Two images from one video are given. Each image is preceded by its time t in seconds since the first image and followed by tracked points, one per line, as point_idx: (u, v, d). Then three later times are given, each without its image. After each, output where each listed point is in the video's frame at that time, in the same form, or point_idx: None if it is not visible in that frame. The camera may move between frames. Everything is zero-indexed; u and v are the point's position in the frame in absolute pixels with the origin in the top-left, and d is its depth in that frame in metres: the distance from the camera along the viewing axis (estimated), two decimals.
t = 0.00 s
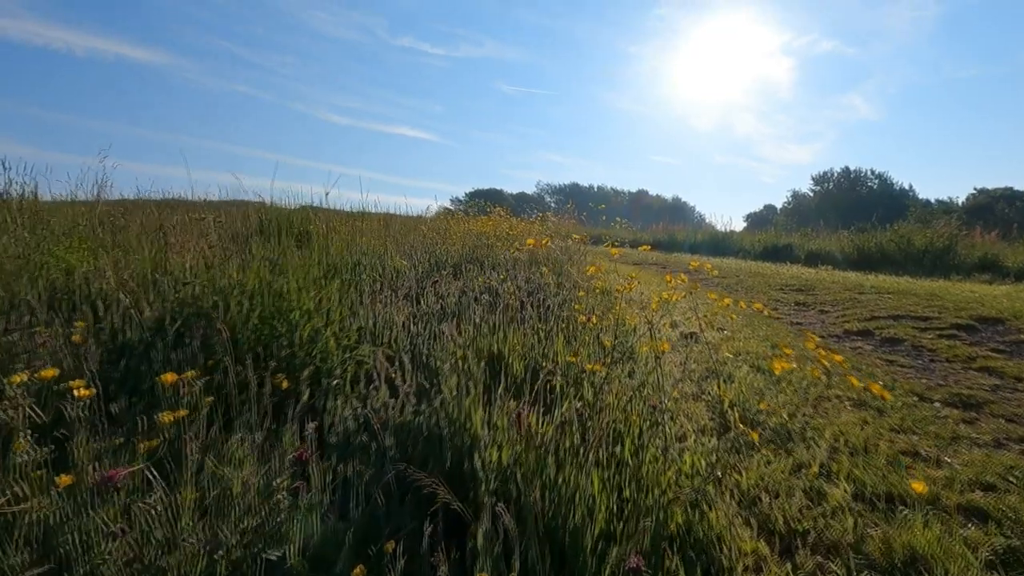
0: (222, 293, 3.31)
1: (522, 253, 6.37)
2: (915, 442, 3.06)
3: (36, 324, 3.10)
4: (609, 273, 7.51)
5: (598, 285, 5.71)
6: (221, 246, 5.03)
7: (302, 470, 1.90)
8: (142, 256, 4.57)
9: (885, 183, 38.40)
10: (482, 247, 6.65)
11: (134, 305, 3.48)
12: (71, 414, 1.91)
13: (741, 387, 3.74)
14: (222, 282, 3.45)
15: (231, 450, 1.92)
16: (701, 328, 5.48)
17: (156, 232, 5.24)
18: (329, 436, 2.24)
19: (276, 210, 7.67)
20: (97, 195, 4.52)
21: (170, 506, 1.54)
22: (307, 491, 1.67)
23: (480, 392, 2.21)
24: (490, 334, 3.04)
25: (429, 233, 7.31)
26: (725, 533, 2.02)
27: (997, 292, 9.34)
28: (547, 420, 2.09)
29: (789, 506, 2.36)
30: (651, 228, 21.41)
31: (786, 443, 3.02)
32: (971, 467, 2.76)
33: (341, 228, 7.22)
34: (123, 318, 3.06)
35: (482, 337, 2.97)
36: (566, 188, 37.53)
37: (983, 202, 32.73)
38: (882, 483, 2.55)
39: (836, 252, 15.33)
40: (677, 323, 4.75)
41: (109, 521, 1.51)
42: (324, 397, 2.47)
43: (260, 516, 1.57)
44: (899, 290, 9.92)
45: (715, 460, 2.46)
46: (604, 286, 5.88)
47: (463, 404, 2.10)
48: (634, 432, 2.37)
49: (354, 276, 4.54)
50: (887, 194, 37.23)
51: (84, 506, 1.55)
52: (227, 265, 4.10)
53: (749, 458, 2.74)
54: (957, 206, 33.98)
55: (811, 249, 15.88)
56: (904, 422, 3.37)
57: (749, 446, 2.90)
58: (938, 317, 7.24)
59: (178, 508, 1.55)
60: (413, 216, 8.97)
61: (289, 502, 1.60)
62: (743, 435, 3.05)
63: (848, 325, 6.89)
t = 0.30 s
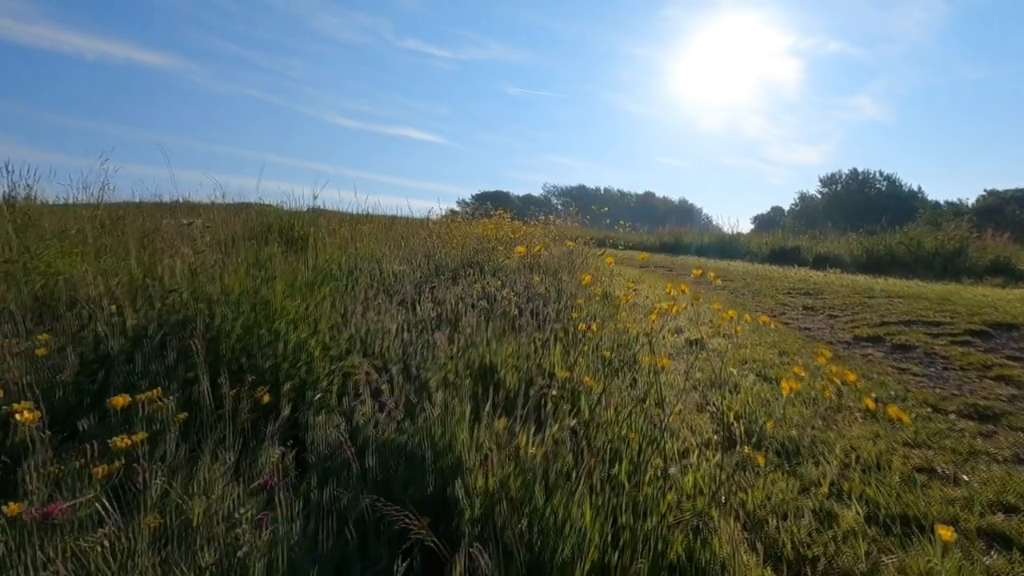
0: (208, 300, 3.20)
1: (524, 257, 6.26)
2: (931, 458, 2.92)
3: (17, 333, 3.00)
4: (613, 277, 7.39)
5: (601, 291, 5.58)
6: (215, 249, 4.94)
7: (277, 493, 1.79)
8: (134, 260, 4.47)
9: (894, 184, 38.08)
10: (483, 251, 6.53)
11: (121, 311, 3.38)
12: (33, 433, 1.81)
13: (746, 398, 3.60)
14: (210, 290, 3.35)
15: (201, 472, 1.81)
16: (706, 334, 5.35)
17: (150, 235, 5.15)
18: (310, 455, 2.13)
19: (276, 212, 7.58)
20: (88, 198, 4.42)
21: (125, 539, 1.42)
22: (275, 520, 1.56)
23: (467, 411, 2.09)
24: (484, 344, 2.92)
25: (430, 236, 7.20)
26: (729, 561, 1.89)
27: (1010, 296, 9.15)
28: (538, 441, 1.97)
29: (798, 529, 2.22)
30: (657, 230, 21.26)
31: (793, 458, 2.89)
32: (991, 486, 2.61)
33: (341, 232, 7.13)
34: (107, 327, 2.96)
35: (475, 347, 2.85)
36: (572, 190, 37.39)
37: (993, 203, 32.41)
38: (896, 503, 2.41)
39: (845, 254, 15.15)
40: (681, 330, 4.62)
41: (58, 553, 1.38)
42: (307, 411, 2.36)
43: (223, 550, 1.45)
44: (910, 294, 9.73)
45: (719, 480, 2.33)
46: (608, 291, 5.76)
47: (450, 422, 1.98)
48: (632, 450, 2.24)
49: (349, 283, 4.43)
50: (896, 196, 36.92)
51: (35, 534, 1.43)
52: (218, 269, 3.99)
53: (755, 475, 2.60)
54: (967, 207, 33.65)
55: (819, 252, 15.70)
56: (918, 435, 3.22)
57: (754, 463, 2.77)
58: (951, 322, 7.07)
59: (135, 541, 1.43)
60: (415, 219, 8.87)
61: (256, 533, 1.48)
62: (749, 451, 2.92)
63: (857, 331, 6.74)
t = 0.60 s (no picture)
0: (196, 304, 3.12)
1: (524, 261, 6.17)
2: (941, 470, 2.82)
3: None
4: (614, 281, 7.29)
5: (600, 295, 5.49)
6: (210, 253, 4.86)
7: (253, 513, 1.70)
8: (126, 264, 4.40)
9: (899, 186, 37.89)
10: (483, 254, 6.45)
11: (108, 316, 3.30)
12: None
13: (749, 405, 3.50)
14: (199, 295, 3.27)
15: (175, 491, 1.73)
16: (708, 340, 5.26)
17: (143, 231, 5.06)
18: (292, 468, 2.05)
19: (274, 214, 7.51)
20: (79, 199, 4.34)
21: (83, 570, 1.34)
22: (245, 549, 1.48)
23: (455, 424, 2.00)
24: (477, 352, 2.83)
25: (430, 239, 7.12)
26: None
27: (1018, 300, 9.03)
28: (528, 456, 1.87)
29: (803, 547, 2.12)
30: (661, 232, 21.15)
31: (797, 471, 2.79)
32: (1004, 500, 2.51)
33: (340, 236, 7.05)
34: (90, 333, 2.88)
35: (469, 355, 2.77)
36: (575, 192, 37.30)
37: (999, 206, 32.23)
38: (905, 520, 2.32)
39: (849, 257, 15.03)
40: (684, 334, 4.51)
41: None
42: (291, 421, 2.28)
43: None
44: (915, 298, 9.61)
45: (720, 496, 2.23)
46: (608, 296, 5.67)
47: (436, 437, 1.89)
48: (630, 465, 2.15)
49: (344, 288, 4.35)
50: (901, 199, 36.74)
51: None
52: (210, 273, 3.91)
53: (758, 489, 2.50)
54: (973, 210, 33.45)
55: (823, 255, 15.58)
56: (927, 445, 3.12)
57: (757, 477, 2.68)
58: (958, 327, 6.95)
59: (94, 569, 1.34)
60: (415, 222, 8.80)
61: (224, 561, 1.40)
62: (752, 463, 2.82)
63: (863, 335, 6.63)
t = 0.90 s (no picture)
0: (179, 313, 3.02)
1: (523, 267, 6.05)
2: (955, 488, 2.69)
3: None
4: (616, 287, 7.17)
5: (600, 302, 5.37)
6: (201, 259, 4.75)
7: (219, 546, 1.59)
8: (115, 270, 4.29)
9: (903, 190, 37.69)
10: (482, 259, 6.33)
11: (89, 325, 3.19)
12: None
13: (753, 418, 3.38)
14: (184, 303, 3.16)
15: (136, 519, 1.62)
16: (711, 348, 5.13)
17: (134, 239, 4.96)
18: (268, 490, 1.94)
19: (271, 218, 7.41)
20: (66, 204, 4.24)
21: None
22: None
23: (437, 445, 1.88)
24: (468, 364, 2.71)
25: (428, 244, 7.01)
26: None
27: None
28: (516, 480, 1.76)
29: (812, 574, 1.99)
30: (663, 236, 21.01)
31: (803, 489, 2.67)
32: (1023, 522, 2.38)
33: (337, 241, 6.94)
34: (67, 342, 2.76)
35: (459, 368, 2.65)
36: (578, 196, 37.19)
37: (1004, 210, 32.01)
38: (919, 544, 2.19)
39: (855, 261, 14.87)
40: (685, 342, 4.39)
41: None
42: (270, 438, 2.17)
43: None
44: (922, 303, 9.46)
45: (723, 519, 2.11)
46: (609, 303, 5.54)
47: (417, 458, 1.78)
48: (626, 486, 2.03)
49: (336, 296, 4.24)
50: (905, 202, 36.55)
51: None
52: (198, 280, 3.80)
53: (763, 509, 2.38)
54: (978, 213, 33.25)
55: (828, 259, 15.42)
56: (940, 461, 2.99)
57: (761, 497, 2.55)
58: (967, 333, 6.80)
59: None
60: (414, 226, 8.69)
61: None
62: (755, 481, 2.69)
63: (869, 342, 6.49)
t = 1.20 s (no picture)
0: (162, 320, 2.92)
1: (522, 272, 5.94)
2: (971, 505, 2.56)
3: None
4: (618, 293, 7.05)
5: (601, 309, 5.24)
6: (193, 263, 4.65)
7: None
8: (103, 275, 4.19)
9: (908, 194, 37.50)
10: (481, 265, 6.22)
11: (71, 332, 3.08)
12: None
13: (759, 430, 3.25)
14: (168, 311, 3.05)
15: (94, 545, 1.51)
16: (715, 356, 5.00)
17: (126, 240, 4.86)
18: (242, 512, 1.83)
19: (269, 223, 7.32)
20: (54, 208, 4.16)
21: None
22: None
23: (421, 465, 1.77)
24: (459, 375, 2.60)
25: (427, 249, 6.90)
26: None
27: None
28: (504, 503, 1.64)
29: None
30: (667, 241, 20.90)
31: (811, 506, 2.54)
32: None
33: (335, 246, 6.83)
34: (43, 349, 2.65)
35: (450, 379, 2.53)
36: (581, 201, 37.09)
37: (1009, 215, 31.82)
38: (936, 568, 2.06)
39: (860, 267, 14.72)
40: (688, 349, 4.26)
41: None
42: (247, 455, 2.06)
43: None
44: (930, 309, 9.31)
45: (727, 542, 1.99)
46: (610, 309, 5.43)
47: (398, 480, 1.67)
48: (624, 507, 1.90)
49: (329, 304, 4.13)
50: (910, 207, 36.37)
51: None
52: (186, 286, 3.70)
53: (768, 528, 2.25)
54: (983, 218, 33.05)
55: (833, 264, 15.28)
56: (955, 477, 2.86)
57: (766, 516, 2.43)
58: (977, 340, 6.65)
59: None
60: (414, 231, 8.59)
61: None
62: (761, 498, 2.57)
63: (877, 349, 6.34)
